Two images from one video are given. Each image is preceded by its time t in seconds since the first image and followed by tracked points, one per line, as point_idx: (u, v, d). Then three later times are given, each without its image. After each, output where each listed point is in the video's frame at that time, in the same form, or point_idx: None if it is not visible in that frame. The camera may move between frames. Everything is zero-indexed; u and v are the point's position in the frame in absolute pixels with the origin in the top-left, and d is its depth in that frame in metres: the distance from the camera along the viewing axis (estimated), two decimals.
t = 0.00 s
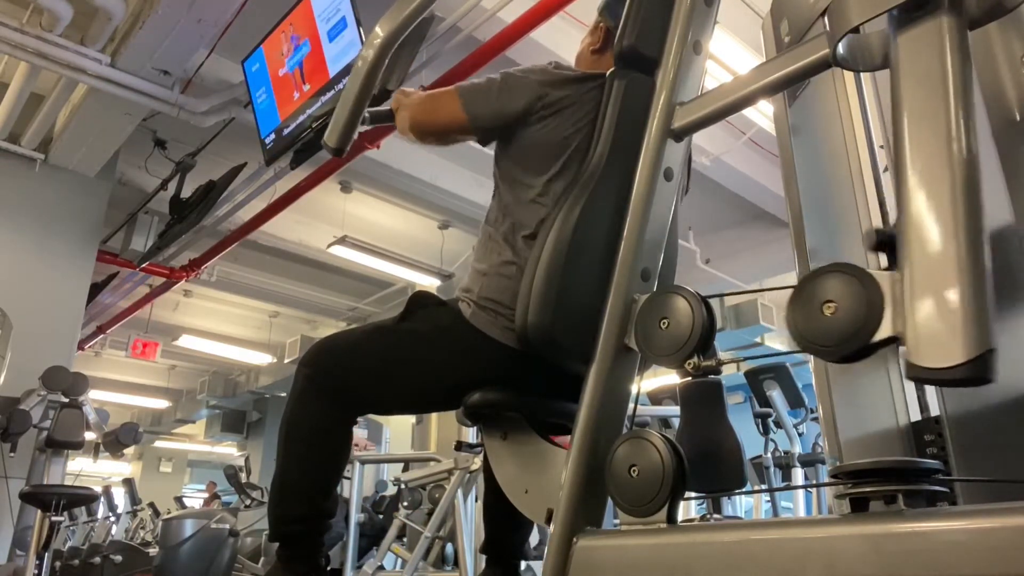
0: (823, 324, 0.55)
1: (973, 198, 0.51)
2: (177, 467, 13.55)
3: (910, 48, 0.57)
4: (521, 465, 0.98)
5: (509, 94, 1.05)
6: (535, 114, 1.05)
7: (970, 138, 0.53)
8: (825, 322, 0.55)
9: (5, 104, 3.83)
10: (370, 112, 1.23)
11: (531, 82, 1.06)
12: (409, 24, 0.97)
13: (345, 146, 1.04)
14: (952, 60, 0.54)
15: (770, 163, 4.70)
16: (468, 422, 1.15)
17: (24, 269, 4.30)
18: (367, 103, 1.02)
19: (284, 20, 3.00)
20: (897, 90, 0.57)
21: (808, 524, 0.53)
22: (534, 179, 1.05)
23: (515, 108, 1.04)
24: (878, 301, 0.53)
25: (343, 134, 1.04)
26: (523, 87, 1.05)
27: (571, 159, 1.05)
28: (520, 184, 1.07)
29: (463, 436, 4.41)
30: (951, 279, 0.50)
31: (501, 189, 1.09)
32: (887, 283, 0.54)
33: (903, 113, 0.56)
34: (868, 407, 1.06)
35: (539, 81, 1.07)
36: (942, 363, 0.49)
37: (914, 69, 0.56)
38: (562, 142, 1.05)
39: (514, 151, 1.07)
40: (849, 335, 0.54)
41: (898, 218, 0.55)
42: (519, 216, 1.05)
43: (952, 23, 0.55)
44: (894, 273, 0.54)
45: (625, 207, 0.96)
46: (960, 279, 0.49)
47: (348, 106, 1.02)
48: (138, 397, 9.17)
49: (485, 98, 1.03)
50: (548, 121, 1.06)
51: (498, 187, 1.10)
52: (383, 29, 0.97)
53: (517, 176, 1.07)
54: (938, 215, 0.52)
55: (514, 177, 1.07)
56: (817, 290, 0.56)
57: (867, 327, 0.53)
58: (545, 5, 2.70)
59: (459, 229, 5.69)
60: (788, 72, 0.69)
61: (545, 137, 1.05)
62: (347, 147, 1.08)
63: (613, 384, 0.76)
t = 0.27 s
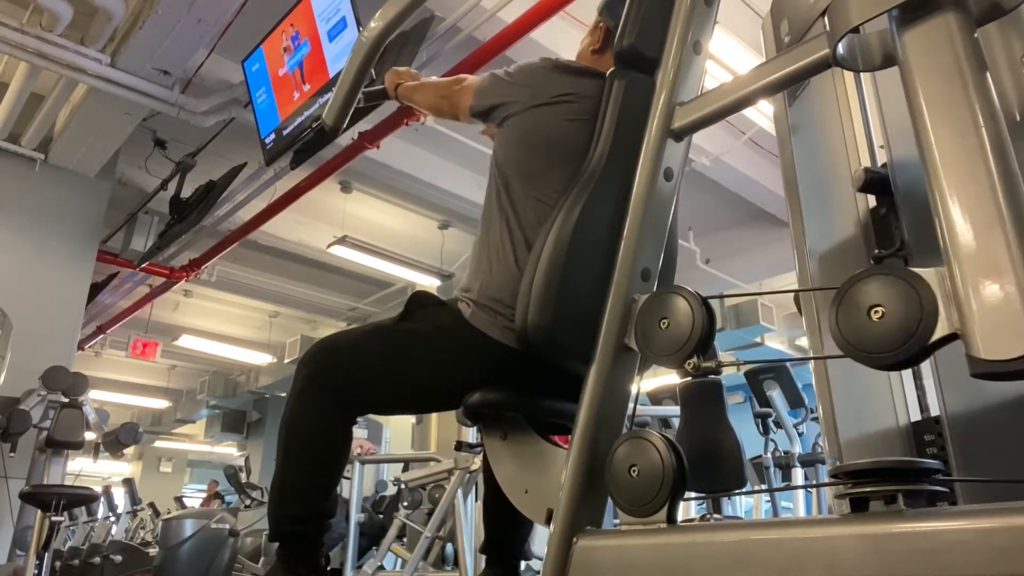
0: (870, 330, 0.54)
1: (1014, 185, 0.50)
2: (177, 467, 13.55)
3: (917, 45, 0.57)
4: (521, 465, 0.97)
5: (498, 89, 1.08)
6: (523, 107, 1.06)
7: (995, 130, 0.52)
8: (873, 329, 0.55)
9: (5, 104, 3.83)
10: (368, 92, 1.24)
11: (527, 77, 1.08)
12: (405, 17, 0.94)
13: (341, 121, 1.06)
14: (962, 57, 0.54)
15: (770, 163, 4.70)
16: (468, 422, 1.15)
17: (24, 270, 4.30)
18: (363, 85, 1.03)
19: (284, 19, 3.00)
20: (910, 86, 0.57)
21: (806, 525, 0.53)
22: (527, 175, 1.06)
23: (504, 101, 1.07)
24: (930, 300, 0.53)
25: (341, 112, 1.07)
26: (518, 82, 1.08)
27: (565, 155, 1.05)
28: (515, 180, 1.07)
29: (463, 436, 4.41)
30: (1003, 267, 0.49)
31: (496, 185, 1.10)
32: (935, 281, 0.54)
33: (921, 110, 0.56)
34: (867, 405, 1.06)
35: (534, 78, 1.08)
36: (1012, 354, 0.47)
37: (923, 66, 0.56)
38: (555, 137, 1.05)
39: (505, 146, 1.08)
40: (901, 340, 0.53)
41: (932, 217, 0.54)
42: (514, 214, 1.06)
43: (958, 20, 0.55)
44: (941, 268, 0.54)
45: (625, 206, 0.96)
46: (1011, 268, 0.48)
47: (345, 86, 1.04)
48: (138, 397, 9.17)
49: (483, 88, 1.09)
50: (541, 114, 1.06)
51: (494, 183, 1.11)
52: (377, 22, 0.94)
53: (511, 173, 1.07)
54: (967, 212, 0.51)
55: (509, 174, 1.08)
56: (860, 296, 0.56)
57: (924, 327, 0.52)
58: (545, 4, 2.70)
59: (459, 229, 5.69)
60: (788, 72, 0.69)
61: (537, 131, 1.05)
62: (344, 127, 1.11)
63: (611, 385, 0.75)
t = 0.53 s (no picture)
0: (863, 330, 0.55)
1: (1010, 184, 0.51)
2: (177, 467, 13.55)
3: (916, 44, 0.57)
4: (521, 465, 0.97)
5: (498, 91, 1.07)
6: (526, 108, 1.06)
7: (992, 131, 0.52)
8: (867, 329, 0.55)
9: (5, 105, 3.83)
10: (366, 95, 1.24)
11: (526, 79, 1.07)
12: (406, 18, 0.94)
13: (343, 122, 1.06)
14: (961, 57, 0.54)
15: (770, 163, 4.70)
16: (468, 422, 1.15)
17: (24, 270, 4.30)
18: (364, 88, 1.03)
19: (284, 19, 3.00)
20: (908, 87, 0.57)
21: (807, 524, 0.53)
22: (529, 174, 1.05)
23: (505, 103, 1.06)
24: (924, 299, 0.53)
25: (342, 113, 1.07)
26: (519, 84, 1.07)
27: (565, 155, 1.05)
28: (516, 182, 1.06)
29: (463, 436, 4.41)
30: (998, 270, 0.49)
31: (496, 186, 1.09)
32: (930, 281, 0.54)
33: (918, 111, 0.56)
34: (868, 406, 1.06)
35: (534, 78, 1.08)
36: (1005, 356, 0.47)
37: (922, 65, 0.56)
38: (556, 137, 1.05)
39: (505, 146, 1.07)
40: (895, 341, 0.53)
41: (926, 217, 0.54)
42: (512, 214, 1.06)
43: (958, 20, 0.55)
44: (935, 269, 0.54)
45: (625, 206, 0.96)
46: (1007, 270, 0.48)
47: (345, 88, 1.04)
48: (138, 397, 9.17)
49: (484, 88, 1.08)
50: (542, 115, 1.05)
51: (494, 184, 1.10)
52: (378, 23, 0.94)
53: (511, 173, 1.07)
54: (963, 212, 0.51)
55: (509, 175, 1.07)
56: (855, 295, 0.56)
57: (917, 328, 0.52)
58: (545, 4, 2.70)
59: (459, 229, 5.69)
60: (787, 72, 0.69)
61: (538, 132, 1.05)
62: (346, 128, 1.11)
63: (610, 386, 0.75)
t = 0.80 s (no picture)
0: (841, 327, 0.55)
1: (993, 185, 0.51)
2: (177, 467, 13.55)
3: (912, 46, 0.57)
4: (521, 465, 0.97)
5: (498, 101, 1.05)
6: (530, 115, 1.05)
7: (978, 133, 0.52)
8: (844, 325, 0.55)
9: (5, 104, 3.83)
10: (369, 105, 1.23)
11: (525, 85, 1.07)
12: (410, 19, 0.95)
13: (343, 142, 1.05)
14: (956, 58, 0.54)
15: (770, 163, 4.70)
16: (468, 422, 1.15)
17: (24, 270, 4.30)
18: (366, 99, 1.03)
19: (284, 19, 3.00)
20: (902, 88, 0.57)
21: (807, 524, 0.53)
22: (533, 179, 1.05)
23: (507, 113, 1.05)
24: (899, 298, 0.53)
25: (344, 127, 1.05)
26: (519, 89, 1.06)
27: (567, 158, 1.05)
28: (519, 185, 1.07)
29: (463, 436, 4.41)
30: (975, 275, 0.49)
31: (498, 189, 1.09)
32: (907, 281, 0.54)
33: (909, 113, 0.56)
34: (868, 406, 1.06)
35: (533, 85, 1.07)
36: (971, 360, 0.48)
37: (917, 68, 0.56)
38: (558, 142, 1.05)
39: (509, 151, 1.07)
40: (868, 339, 0.54)
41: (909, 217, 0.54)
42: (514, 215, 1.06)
43: (955, 21, 0.55)
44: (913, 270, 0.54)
45: (625, 207, 0.96)
46: (982, 275, 0.48)
47: (344, 101, 1.03)
48: (138, 397, 9.17)
49: (475, 101, 1.05)
50: (545, 120, 1.05)
51: (496, 188, 1.10)
52: (381, 28, 0.95)
53: (513, 177, 1.07)
54: (947, 212, 0.51)
55: (512, 179, 1.07)
56: (835, 292, 0.56)
57: (890, 329, 0.53)
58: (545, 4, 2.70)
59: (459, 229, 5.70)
60: (787, 72, 0.69)
61: (541, 137, 1.05)
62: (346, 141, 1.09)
63: (612, 385, 0.75)
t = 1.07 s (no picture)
0: (796, 319, 0.56)
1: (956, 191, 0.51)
2: (177, 467, 13.55)
3: (906, 48, 0.57)
4: (521, 466, 0.97)
5: (526, 108, 1.02)
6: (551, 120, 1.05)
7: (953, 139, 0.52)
8: (799, 317, 0.56)
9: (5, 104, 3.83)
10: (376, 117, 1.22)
11: (544, 86, 1.04)
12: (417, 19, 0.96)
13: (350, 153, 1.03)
14: (946, 60, 0.54)
15: (770, 163, 4.71)
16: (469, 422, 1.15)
17: (24, 270, 4.30)
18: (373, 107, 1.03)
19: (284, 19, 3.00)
20: (889, 89, 0.57)
21: (808, 524, 0.53)
22: (545, 182, 1.06)
23: (530, 122, 1.02)
24: (851, 295, 0.54)
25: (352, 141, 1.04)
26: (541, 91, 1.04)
27: (575, 160, 1.05)
28: (527, 185, 1.07)
29: (463, 436, 4.40)
30: (920, 281, 0.49)
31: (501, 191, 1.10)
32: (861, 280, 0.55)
33: (890, 116, 0.56)
34: (869, 406, 1.06)
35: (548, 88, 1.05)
36: (908, 365, 0.48)
37: (908, 70, 0.56)
38: (570, 146, 1.05)
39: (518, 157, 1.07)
40: (818, 333, 0.54)
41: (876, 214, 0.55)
42: (518, 214, 1.06)
43: (949, 23, 0.55)
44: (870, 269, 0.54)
45: (624, 207, 0.96)
46: (928, 281, 0.49)
47: (353, 110, 1.03)
48: (138, 397, 9.17)
49: (504, 110, 1.01)
50: (556, 125, 1.05)
51: (502, 190, 1.10)
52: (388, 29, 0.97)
53: (518, 180, 1.07)
54: (918, 210, 0.51)
55: (518, 182, 1.08)
56: (794, 285, 0.57)
57: (839, 324, 0.54)
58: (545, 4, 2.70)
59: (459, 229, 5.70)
60: (787, 71, 0.69)
61: (552, 142, 1.05)
62: (351, 152, 1.07)
63: (612, 384, 0.75)
